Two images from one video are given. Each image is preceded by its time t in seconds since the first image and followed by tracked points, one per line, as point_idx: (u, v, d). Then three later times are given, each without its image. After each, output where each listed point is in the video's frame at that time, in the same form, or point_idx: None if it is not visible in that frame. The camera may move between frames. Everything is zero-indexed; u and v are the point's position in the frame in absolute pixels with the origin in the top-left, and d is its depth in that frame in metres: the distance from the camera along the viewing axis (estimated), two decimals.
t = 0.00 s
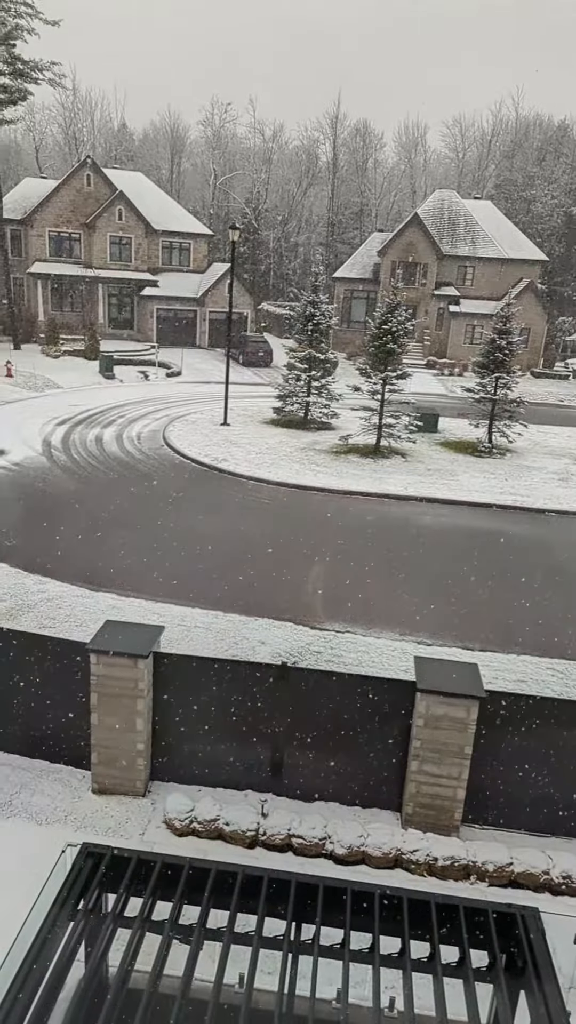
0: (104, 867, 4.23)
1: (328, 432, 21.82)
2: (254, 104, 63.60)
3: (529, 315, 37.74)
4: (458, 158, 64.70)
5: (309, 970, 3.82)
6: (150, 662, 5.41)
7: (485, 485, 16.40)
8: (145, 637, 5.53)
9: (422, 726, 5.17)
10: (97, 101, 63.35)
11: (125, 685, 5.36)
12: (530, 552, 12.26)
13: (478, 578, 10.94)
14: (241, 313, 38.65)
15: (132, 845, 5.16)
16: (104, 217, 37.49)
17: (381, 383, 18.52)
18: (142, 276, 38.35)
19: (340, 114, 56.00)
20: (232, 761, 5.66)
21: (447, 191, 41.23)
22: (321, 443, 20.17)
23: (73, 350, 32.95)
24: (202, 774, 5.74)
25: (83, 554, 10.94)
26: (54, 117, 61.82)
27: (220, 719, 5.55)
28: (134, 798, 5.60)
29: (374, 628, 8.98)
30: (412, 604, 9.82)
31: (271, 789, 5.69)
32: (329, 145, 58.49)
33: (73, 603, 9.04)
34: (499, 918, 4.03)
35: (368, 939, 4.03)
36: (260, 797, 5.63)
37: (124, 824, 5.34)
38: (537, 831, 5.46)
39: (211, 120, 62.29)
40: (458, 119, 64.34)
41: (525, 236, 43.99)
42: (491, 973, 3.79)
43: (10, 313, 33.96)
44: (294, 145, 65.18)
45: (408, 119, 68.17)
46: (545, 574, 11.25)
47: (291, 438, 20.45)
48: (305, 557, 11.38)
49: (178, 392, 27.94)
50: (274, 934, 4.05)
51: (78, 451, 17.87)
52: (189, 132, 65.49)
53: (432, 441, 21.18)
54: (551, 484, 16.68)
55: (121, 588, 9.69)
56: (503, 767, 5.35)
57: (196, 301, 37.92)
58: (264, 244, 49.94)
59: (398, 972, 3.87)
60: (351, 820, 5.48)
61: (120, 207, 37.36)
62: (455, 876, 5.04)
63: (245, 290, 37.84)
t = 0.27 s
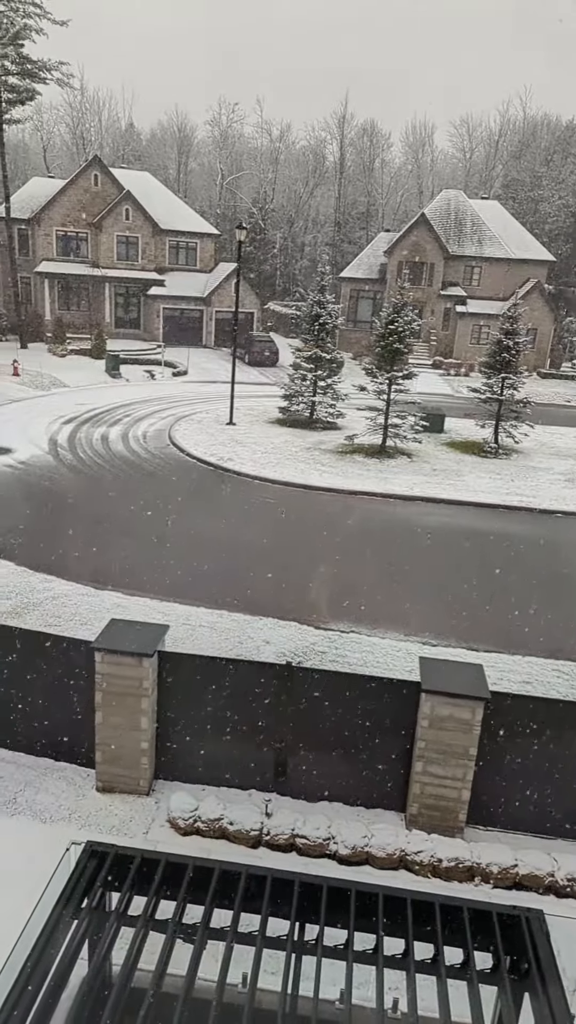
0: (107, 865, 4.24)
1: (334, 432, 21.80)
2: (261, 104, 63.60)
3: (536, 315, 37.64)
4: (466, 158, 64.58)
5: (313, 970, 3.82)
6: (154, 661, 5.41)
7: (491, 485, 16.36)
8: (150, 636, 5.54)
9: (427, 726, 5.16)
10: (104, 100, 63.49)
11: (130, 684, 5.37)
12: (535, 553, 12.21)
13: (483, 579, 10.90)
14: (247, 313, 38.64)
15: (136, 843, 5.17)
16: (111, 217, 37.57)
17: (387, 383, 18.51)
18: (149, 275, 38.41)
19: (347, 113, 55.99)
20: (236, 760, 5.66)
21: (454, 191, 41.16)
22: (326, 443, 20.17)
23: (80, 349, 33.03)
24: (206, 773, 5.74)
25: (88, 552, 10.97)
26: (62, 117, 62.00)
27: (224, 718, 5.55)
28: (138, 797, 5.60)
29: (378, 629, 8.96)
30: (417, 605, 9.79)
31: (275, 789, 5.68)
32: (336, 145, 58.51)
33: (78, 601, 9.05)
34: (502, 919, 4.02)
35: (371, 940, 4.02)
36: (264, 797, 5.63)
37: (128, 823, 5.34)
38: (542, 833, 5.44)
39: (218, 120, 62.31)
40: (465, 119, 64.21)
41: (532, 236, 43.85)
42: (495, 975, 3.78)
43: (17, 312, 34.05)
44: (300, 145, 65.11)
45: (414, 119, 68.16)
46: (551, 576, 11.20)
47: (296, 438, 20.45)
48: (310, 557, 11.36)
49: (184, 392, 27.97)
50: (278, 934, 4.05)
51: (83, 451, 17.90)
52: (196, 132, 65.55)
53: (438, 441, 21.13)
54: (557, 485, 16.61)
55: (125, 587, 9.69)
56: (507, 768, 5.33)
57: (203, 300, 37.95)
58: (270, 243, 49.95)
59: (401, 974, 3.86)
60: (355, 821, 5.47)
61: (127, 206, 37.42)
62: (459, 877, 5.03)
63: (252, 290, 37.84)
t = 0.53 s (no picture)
0: (109, 866, 4.24)
1: (339, 433, 21.79)
2: (268, 105, 63.70)
3: (542, 317, 37.58)
4: (472, 160, 64.60)
5: (315, 974, 3.81)
6: (158, 661, 5.41)
7: (495, 487, 16.34)
8: (153, 637, 5.53)
9: (431, 728, 5.15)
10: (111, 102, 63.93)
11: (133, 684, 5.36)
12: (540, 556, 12.18)
13: (487, 581, 10.87)
14: (252, 314, 38.65)
15: (138, 844, 5.17)
16: (118, 218, 37.66)
17: (392, 385, 18.50)
18: (155, 276, 38.46)
19: (354, 115, 56.10)
20: (239, 762, 5.65)
21: (460, 194, 41.19)
22: (331, 444, 20.18)
23: (85, 349, 33.08)
24: (209, 773, 5.73)
25: (93, 551, 10.99)
26: (69, 118, 62.24)
27: (227, 719, 5.54)
28: (140, 797, 5.60)
29: (382, 631, 8.94)
30: (420, 607, 9.77)
31: (278, 791, 5.67)
32: (343, 147, 58.56)
33: (82, 601, 9.06)
34: (507, 924, 4.00)
35: (374, 943, 4.02)
36: (266, 798, 5.62)
37: (130, 824, 5.34)
38: (545, 837, 5.41)
39: (225, 121, 62.41)
40: (472, 121, 64.27)
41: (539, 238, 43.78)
42: (499, 980, 3.76)
43: (24, 312, 34.14)
44: (307, 146, 65.19)
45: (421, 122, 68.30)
46: (556, 579, 11.17)
47: (301, 439, 20.44)
48: (313, 558, 11.35)
49: (189, 392, 28.00)
50: (280, 937, 4.04)
51: (89, 450, 17.92)
52: (203, 133, 65.68)
53: (443, 442, 21.09)
54: (562, 487, 16.57)
55: (129, 587, 9.70)
56: (511, 771, 5.31)
57: (208, 301, 37.98)
58: (276, 244, 49.98)
59: (404, 978, 3.85)
60: (358, 823, 5.45)
61: (133, 207, 37.49)
62: (462, 881, 5.01)
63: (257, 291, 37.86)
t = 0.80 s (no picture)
0: (114, 868, 4.23)
1: (345, 436, 21.80)
2: (276, 109, 63.90)
3: (549, 320, 37.53)
4: (480, 163, 64.67)
5: (319, 978, 3.79)
6: (163, 662, 5.41)
7: (502, 490, 16.29)
8: (159, 638, 5.53)
9: (437, 732, 5.13)
10: (120, 106, 64.29)
11: (138, 685, 5.36)
12: (547, 560, 12.13)
13: (494, 585, 10.84)
14: (259, 316, 38.73)
15: (143, 845, 5.17)
16: (126, 220, 37.81)
17: (399, 387, 18.50)
18: (162, 278, 38.57)
19: (361, 119, 56.27)
20: (243, 764, 5.65)
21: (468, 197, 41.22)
22: (338, 446, 20.19)
23: (93, 350, 33.22)
24: (214, 775, 5.73)
25: (99, 553, 11.02)
26: (78, 120, 62.57)
27: (232, 721, 5.54)
28: (145, 799, 5.60)
29: (387, 633, 8.93)
30: (426, 610, 9.75)
31: (282, 794, 5.66)
32: (351, 150, 58.72)
33: (88, 601, 9.09)
34: (512, 930, 3.98)
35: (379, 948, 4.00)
36: (271, 801, 5.61)
37: (135, 825, 5.34)
38: (551, 842, 5.38)
39: (233, 124, 62.62)
40: (480, 125, 64.39)
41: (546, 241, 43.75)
42: (504, 987, 3.74)
43: (32, 313, 34.31)
44: (314, 149, 65.34)
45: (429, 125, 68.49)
46: (563, 583, 11.12)
47: (308, 441, 20.45)
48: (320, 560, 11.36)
49: (195, 394, 28.08)
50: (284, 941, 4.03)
51: (96, 451, 17.98)
52: (211, 135, 65.93)
53: (450, 445, 21.06)
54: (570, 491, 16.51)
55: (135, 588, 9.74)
56: (517, 776, 5.28)
57: (215, 303, 38.05)
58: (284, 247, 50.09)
59: (409, 983, 3.83)
60: (363, 827, 5.43)
61: (141, 209, 37.64)
62: (467, 886, 4.99)
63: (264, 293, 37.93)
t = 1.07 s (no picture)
0: (120, 870, 4.24)
1: (352, 439, 21.79)
2: (284, 112, 64.06)
3: (557, 324, 37.42)
4: (488, 166, 64.64)
5: (324, 982, 3.79)
6: (170, 664, 5.41)
7: (510, 493, 16.25)
8: (166, 640, 5.53)
9: (443, 736, 5.11)
10: (128, 110, 64.56)
11: (144, 687, 5.36)
12: (555, 563, 12.08)
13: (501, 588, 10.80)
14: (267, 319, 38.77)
15: (149, 847, 5.17)
16: (134, 223, 37.96)
17: (406, 390, 18.49)
18: (170, 281, 38.68)
19: (369, 122, 56.36)
20: (249, 767, 5.64)
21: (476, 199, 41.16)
22: (345, 448, 20.19)
23: (101, 353, 33.34)
24: (220, 778, 5.73)
25: (106, 555, 11.02)
26: (86, 124, 62.94)
27: (238, 723, 5.54)
28: (151, 801, 5.60)
29: (394, 636, 8.93)
30: (433, 613, 9.74)
31: (288, 797, 5.65)
32: (358, 153, 58.75)
33: (95, 603, 9.12)
34: (519, 934, 3.96)
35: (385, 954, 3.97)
36: (277, 804, 5.60)
37: (141, 827, 5.34)
38: (558, 846, 5.36)
39: (241, 128, 62.75)
40: (488, 128, 64.42)
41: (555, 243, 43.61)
42: (510, 992, 3.72)
43: (40, 316, 34.44)
44: (322, 153, 65.44)
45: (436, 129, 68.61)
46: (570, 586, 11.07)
47: (315, 444, 20.44)
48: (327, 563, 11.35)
49: (202, 397, 28.13)
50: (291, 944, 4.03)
51: (103, 454, 18.04)
52: (219, 139, 66.14)
53: (457, 448, 21.03)
54: None
55: (142, 590, 9.79)
56: (523, 782, 5.26)
57: (222, 306, 38.13)
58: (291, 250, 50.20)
59: (414, 988, 3.82)
60: (369, 830, 5.42)
61: (149, 213, 37.79)
62: (474, 891, 4.97)
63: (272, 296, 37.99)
